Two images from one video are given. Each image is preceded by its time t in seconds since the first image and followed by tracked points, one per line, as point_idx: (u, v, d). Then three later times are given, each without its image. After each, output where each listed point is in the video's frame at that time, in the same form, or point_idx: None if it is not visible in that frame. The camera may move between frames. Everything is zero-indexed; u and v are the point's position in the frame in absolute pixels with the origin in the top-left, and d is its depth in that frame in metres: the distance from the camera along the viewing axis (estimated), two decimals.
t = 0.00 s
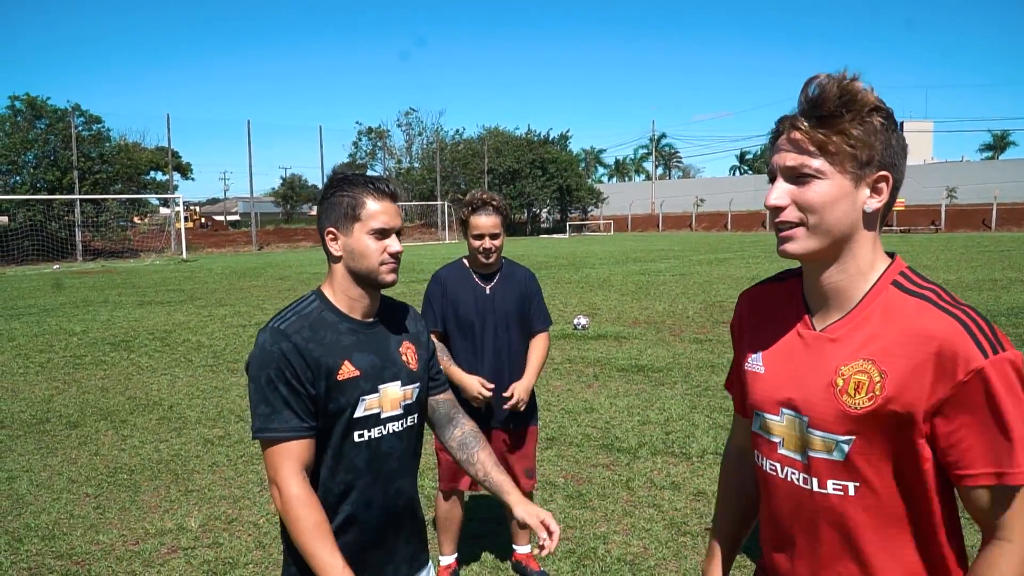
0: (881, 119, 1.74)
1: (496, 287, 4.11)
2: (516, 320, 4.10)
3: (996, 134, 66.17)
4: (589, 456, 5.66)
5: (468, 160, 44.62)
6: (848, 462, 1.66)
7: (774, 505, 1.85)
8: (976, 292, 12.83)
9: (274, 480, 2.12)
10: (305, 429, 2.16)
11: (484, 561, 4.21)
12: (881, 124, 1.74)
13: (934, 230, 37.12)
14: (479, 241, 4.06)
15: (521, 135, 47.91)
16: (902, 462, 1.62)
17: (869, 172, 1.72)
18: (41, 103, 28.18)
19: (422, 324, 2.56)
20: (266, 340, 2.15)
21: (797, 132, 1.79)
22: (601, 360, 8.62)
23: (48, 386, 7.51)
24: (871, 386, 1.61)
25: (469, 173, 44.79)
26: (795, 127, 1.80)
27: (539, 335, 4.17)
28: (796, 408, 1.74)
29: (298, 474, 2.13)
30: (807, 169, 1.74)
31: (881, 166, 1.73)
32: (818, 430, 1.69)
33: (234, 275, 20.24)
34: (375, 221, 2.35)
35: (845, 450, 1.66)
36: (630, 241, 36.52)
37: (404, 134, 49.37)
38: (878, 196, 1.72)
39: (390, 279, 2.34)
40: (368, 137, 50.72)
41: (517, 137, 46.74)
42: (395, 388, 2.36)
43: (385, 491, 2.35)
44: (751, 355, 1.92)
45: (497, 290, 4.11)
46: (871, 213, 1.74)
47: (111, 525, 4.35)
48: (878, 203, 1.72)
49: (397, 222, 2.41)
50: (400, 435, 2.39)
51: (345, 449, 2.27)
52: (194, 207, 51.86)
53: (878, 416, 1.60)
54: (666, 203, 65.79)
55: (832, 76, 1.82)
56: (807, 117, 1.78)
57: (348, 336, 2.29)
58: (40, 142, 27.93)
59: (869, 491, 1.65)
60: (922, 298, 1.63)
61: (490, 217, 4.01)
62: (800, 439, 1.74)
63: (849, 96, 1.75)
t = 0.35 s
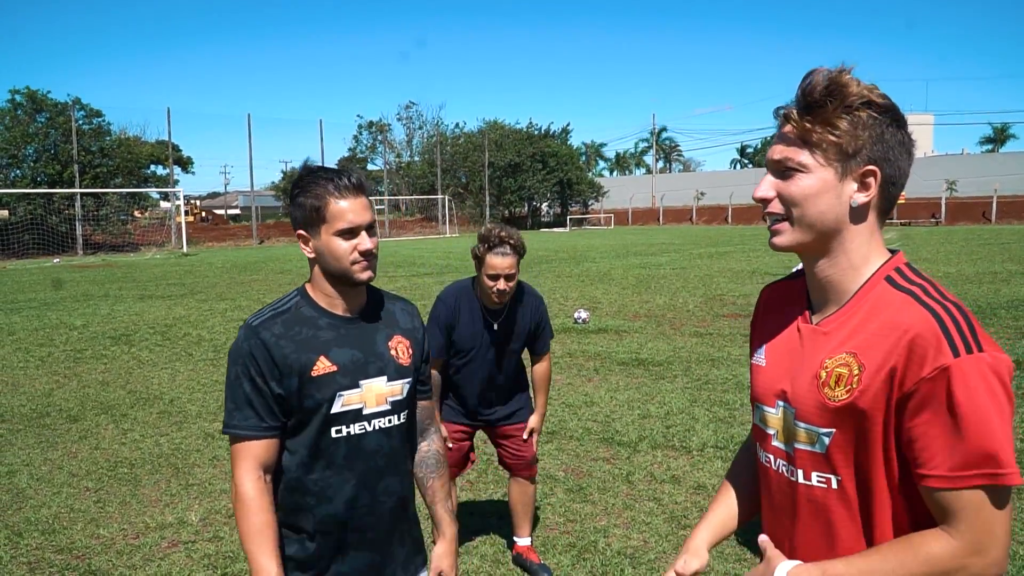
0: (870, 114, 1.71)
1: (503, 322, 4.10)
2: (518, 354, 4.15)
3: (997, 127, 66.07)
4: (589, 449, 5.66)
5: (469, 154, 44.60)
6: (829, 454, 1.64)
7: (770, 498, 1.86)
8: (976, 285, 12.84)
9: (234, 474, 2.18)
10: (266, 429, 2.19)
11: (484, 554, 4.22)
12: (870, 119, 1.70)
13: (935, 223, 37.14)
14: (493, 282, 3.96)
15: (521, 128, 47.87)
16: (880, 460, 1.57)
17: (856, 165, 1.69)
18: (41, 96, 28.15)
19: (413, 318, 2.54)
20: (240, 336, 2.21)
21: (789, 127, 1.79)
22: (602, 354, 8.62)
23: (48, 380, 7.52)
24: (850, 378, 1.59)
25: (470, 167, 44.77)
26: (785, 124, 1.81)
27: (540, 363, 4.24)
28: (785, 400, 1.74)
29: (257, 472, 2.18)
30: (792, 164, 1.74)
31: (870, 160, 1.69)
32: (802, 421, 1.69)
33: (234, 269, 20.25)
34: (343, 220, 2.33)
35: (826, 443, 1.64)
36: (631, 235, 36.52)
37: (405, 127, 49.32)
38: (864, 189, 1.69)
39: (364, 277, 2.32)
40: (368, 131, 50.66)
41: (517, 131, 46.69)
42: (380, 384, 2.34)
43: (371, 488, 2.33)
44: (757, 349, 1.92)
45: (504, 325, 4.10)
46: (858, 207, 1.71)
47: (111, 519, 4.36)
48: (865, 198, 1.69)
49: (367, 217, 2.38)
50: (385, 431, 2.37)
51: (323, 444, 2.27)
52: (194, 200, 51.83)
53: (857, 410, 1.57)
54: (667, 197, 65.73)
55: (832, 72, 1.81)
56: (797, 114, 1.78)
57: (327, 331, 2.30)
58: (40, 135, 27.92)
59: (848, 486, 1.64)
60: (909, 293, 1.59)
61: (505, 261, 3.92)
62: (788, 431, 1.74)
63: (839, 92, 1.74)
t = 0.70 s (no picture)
0: (855, 112, 1.72)
1: (501, 334, 4.08)
2: (516, 362, 4.16)
3: (992, 126, 66.31)
4: (584, 447, 5.68)
5: (466, 151, 44.59)
6: (819, 454, 1.66)
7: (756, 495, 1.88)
8: (970, 284, 12.90)
9: (213, 480, 2.20)
10: (249, 438, 2.20)
11: (478, 552, 4.24)
12: (854, 117, 1.71)
13: (930, 222, 37.30)
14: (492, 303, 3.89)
15: (518, 126, 47.88)
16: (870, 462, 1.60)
17: (841, 164, 1.71)
18: (37, 93, 28.07)
19: (401, 314, 2.56)
20: (233, 341, 2.20)
21: (777, 129, 1.81)
22: (597, 352, 8.65)
23: (43, 377, 7.51)
24: (841, 380, 1.60)
25: (466, 164, 44.77)
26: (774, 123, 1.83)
27: (535, 369, 4.24)
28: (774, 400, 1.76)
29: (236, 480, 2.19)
30: (778, 165, 1.77)
31: (856, 158, 1.70)
32: (793, 421, 1.71)
33: (230, 266, 20.24)
34: (334, 222, 2.33)
35: (817, 443, 1.65)
36: (627, 233, 36.54)
37: (401, 124, 49.27)
38: (851, 189, 1.70)
39: (354, 279, 2.33)
40: (364, 129, 50.61)
41: (513, 129, 46.68)
42: (378, 382, 2.36)
43: (374, 486, 2.35)
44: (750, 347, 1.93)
45: (501, 336, 4.08)
46: (845, 206, 1.72)
47: (106, 517, 4.36)
48: (851, 197, 1.70)
49: (359, 219, 2.38)
50: (386, 428, 2.40)
51: (325, 445, 2.28)
52: (190, 198, 51.72)
53: (846, 411, 1.59)
54: (663, 195, 65.80)
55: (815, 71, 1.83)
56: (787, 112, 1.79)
57: (321, 332, 2.30)
58: (35, 132, 27.82)
59: (840, 485, 1.65)
60: (901, 295, 1.60)
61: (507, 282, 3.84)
62: (780, 431, 1.75)
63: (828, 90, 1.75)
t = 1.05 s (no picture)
0: (883, 116, 1.76)
1: (495, 295, 4.10)
2: (512, 325, 4.11)
3: (988, 127, 66.46)
4: (582, 447, 5.68)
5: (462, 151, 44.56)
6: (845, 453, 1.68)
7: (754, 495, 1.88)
8: (966, 284, 12.93)
9: (259, 481, 2.09)
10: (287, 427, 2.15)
11: (476, 551, 4.25)
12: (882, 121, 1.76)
13: (926, 222, 37.43)
14: (478, 243, 3.99)
15: (515, 126, 47.86)
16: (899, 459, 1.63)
17: (865, 165, 1.75)
18: (33, 93, 27.99)
19: (392, 313, 2.59)
20: (241, 338, 2.14)
21: (806, 120, 1.83)
22: (594, 352, 8.65)
23: (39, 377, 7.50)
24: (875, 378, 1.63)
25: (463, 164, 44.75)
26: (800, 116, 1.85)
27: (533, 337, 4.23)
28: (794, 398, 1.76)
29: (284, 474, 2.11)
30: (801, 157, 1.80)
31: (877, 163, 1.75)
32: (816, 419, 1.72)
33: (227, 266, 20.19)
34: (339, 219, 2.33)
35: (843, 441, 1.67)
36: (624, 233, 36.54)
37: (398, 124, 49.23)
38: (870, 189, 1.74)
39: (356, 276, 2.34)
40: (361, 128, 50.55)
41: (510, 128, 46.66)
42: (378, 378, 2.38)
43: (377, 483, 2.37)
44: (748, 343, 1.94)
45: (496, 297, 4.09)
46: (862, 207, 1.76)
47: (103, 516, 4.36)
48: (871, 198, 1.75)
49: (362, 216, 2.39)
50: (387, 424, 2.41)
51: (333, 440, 2.27)
52: (186, 197, 51.62)
53: (879, 410, 1.62)
54: (660, 195, 65.83)
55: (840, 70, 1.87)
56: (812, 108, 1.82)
57: (325, 328, 2.30)
58: (31, 132, 27.71)
59: (861, 481, 1.68)
60: (927, 295, 1.65)
61: (491, 221, 3.95)
62: (797, 429, 1.76)
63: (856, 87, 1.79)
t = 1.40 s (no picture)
0: (884, 116, 1.77)
1: (490, 278, 4.13)
2: (512, 312, 4.13)
3: (988, 125, 66.45)
4: (581, 446, 5.68)
5: (461, 150, 44.52)
6: (855, 449, 1.67)
7: (750, 494, 1.86)
8: (966, 283, 12.91)
9: (263, 480, 2.10)
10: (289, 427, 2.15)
11: (477, 550, 4.26)
12: (883, 120, 1.77)
13: (925, 221, 37.39)
14: (470, 229, 4.07)
15: (514, 125, 47.84)
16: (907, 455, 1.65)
17: (863, 165, 1.76)
18: (32, 92, 27.98)
19: (391, 311, 2.59)
20: (245, 336, 2.13)
21: (806, 118, 1.82)
22: (594, 351, 8.64)
23: (38, 376, 7.49)
24: (888, 374, 1.65)
25: (462, 163, 44.71)
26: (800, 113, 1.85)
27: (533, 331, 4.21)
28: (801, 396, 1.75)
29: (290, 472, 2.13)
30: (803, 155, 1.78)
31: (875, 164, 1.76)
32: (824, 414, 1.72)
33: (226, 265, 20.16)
34: (337, 222, 2.32)
35: (853, 437, 1.68)
36: (624, 232, 36.50)
37: (397, 123, 49.19)
38: (869, 189, 1.76)
39: (355, 276, 2.34)
40: (360, 128, 50.51)
41: (509, 127, 46.64)
42: (380, 376, 2.38)
43: (378, 480, 2.36)
44: (740, 339, 1.91)
45: (491, 282, 4.12)
46: (861, 206, 1.77)
47: (103, 515, 4.35)
48: (869, 197, 1.76)
49: (358, 217, 2.38)
50: (388, 422, 2.41)
51: (335, 438, 2.27)
52: (186, 196, 51.64)
53: (893, 407, 1.63)
54: (659, 194, 65.81)
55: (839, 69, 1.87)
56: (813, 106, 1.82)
57: (326, 327, 2.29)
58: (30, 132, 27.67)
59: (867, 476, 1.68)
60: (932, 293, 1.70)
61: (484, 207, 4.07)
62: (802, 426, 1.75)
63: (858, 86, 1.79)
